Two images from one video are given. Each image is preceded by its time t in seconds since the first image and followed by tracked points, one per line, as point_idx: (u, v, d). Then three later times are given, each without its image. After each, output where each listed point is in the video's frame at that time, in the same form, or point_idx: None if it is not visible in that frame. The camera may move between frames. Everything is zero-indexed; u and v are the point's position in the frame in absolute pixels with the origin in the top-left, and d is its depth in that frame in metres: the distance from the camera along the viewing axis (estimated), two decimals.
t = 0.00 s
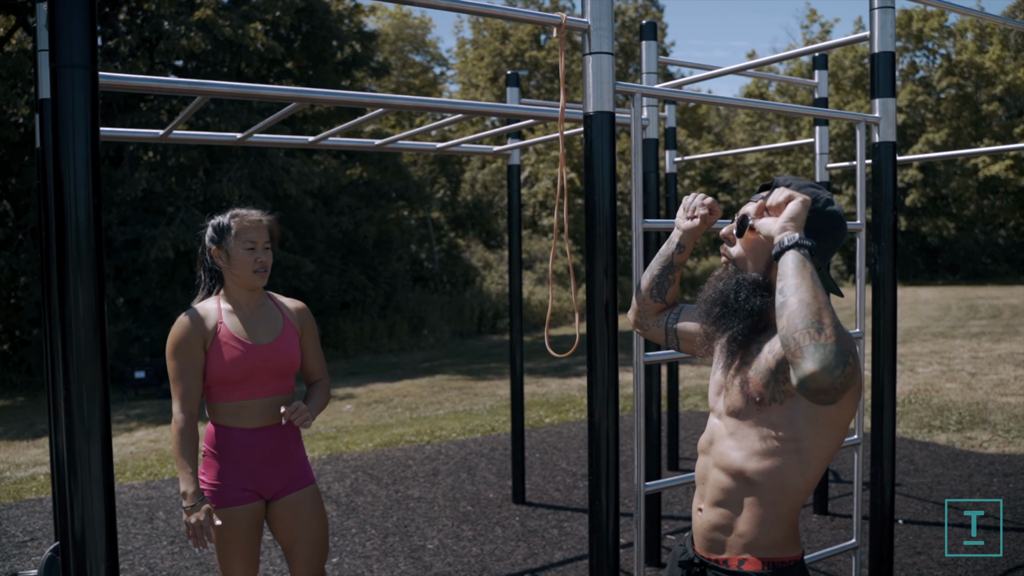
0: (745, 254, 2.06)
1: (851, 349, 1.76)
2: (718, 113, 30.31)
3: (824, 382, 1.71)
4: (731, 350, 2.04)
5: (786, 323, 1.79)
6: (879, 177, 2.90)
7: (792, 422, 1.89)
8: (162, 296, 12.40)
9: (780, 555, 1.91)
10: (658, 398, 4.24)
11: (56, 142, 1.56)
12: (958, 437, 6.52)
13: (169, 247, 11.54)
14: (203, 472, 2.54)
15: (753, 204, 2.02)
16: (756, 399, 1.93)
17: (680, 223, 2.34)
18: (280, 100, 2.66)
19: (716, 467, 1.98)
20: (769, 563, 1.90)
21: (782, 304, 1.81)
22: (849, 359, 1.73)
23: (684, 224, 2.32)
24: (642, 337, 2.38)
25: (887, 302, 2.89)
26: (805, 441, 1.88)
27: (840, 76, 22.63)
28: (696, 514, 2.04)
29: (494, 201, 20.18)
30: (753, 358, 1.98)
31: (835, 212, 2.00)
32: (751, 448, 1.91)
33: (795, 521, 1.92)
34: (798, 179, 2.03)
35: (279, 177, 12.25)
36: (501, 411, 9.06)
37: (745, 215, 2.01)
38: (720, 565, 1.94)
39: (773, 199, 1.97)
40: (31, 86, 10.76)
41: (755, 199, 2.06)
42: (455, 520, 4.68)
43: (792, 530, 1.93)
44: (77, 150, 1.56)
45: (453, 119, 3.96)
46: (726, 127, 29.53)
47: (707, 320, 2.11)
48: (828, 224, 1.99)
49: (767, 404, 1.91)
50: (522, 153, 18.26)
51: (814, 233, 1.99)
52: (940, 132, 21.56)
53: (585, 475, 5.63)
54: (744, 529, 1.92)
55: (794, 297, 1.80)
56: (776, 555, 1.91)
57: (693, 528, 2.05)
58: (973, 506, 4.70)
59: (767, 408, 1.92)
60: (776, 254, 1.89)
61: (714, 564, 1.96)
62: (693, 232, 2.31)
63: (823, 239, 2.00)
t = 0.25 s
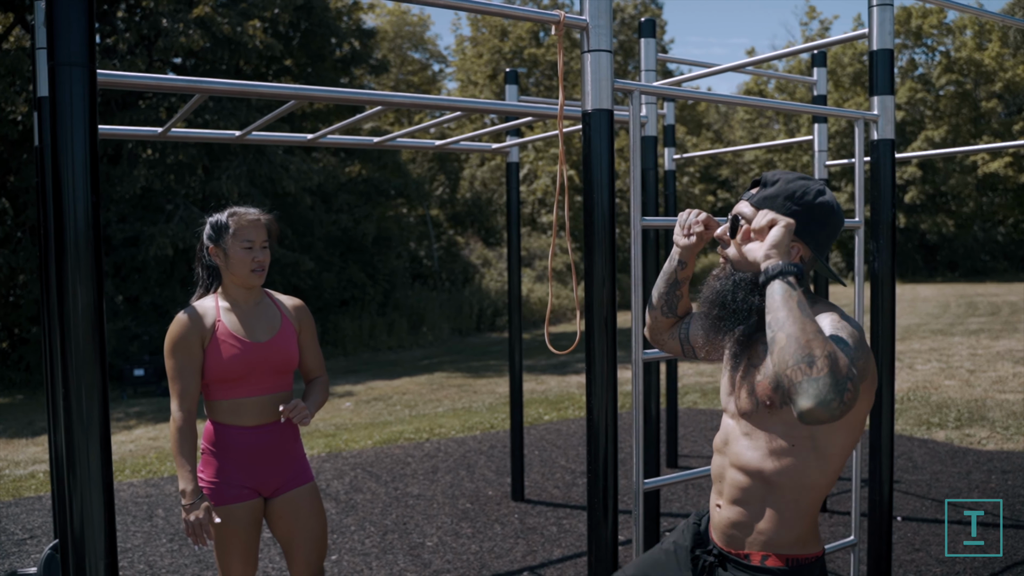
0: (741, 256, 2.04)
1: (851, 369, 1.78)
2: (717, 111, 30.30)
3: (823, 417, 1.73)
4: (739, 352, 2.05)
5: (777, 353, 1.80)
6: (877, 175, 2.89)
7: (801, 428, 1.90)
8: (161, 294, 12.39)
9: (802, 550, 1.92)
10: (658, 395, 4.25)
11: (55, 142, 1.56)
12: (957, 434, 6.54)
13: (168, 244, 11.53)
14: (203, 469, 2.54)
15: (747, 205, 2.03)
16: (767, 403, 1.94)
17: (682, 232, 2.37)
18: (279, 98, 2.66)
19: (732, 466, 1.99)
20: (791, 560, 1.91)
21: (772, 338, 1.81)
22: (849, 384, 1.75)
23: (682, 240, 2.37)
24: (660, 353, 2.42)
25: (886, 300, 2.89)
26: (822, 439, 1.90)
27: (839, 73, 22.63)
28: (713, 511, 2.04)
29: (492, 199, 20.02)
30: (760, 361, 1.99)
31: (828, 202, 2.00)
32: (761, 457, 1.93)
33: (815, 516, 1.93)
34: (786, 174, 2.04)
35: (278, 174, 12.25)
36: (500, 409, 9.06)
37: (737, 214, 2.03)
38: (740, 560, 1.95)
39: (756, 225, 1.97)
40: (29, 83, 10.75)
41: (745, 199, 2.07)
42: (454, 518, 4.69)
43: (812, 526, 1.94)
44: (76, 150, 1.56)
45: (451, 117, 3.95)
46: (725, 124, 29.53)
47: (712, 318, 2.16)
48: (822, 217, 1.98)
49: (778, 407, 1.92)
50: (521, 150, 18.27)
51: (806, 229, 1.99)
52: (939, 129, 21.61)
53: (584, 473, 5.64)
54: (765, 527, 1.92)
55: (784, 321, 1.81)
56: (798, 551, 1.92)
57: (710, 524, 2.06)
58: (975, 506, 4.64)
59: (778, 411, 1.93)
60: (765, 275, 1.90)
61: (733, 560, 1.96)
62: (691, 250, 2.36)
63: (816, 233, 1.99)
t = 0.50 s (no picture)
0: (725, 257, 2.08)
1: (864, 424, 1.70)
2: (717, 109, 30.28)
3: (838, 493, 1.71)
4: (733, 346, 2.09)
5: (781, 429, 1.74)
6: (877, 172, 2.89)
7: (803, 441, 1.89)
8: (160, 291, 12.39)
9: (808, 551, 1.93)
10: (657, 393, 4.25)
11: (54, 138, 1.56)
12: (956, 432, 6.54)
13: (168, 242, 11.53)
14: (201, 467, 2.53)
15: (729, 207, 2.06)
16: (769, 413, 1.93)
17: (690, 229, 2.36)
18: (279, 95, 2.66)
19: (739, 465, 1.98)
20: (796, 558, 1.92)
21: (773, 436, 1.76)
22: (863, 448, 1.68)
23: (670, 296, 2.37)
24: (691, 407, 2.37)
25: (886, 298, 2.88)
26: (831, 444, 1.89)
27: (839, 71, 22.61)
28: (723, 505, 2.04)
29: (492, 197, 19.93)
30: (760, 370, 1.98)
31: (810, 198, 2.01)
32: (764, 461, 1.92)
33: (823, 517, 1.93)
34: (768, 175, 2.06)
35: (278, 172, 12.25)
36: (499, 407, 9.07)
37: (721, 218, 2.07)
38: (746, 552, 1.95)
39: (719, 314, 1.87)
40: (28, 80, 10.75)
41: (727, 202, 2.11)
42: (454, 515, 4.69)
43: (819, 527, 1.94)
44: (75, 148, 1.56)
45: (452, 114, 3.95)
46: (725, 123, 29.52)
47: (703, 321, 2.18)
48: (803, 217, 2.00)
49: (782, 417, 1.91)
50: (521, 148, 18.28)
51: (786, 226, 2.00)
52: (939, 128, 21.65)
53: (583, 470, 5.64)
54: (773, 524, 1.92)
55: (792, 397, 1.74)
56: (803, 550, 1.92)
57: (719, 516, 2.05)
58: (974, 506, 4.61)
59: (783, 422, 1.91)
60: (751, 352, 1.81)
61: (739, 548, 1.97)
62: (681, 313, 2.36)
63: (795, 232, 2.01)
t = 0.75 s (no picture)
0: (711, 264, 2.10)
1: (862, 448, 1.72)
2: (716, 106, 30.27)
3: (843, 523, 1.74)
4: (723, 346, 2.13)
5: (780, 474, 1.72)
6: (878, 169, 2.88)
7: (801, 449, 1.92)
8: (161, 289, 12.38)
9: (807, 550, 1.95)
10: (657, 391, 4.24)
11: (52, 135, 1.55)
12: (956, 430, 6.54)
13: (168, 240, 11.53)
14: (201, 464, 2.53)
15: (716, 214, 2.06)
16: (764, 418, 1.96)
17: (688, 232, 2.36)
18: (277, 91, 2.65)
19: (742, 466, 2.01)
20: (796, 557, 1.94)
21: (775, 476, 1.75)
22: (864, 475, 1.71)
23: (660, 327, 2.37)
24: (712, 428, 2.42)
25: (887, 295, 2.88)
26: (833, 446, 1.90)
27: (839, 69, 22.62)
28: (727, 503, 2.08)
29: (492, 195, 19.96)
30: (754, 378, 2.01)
31: (796, 205, 2.01)
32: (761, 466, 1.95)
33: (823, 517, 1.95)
34: (753, 181, 2.07)
35: (278, 170, 12.25)
36: (499, 404, 9.07)
37: (708, 224, 2.08)
38: (747, 548, 1.99)
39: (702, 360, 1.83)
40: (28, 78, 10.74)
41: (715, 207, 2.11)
42: (454, 513, 4.68)
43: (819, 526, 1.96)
44: (74, 146, 1.55)
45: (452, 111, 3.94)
46: (725, 120, 29.51)
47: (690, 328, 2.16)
48: (791, 222, 2.01)
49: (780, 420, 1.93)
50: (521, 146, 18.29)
51: (775, 233, 2.01)
52: (939, 126, 21.75)
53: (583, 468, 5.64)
54: (775, 522, 1.95)
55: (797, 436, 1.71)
56: (805, 550, 1.96)
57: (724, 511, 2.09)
58: (974, 506, 4.57)
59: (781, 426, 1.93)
60: (736, 407, 1.74)
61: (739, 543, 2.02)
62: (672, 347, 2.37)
63: (782, 239, 2.02)
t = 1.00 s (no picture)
0: (712, 243, 2.09)
1: (854, 439, 1.70)
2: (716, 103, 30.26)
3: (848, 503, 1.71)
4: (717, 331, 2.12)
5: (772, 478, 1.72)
6: (879, 166, 2.88)
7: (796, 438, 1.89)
8: (160, 286, 12.38)
9: (807, 534, 1.90)
10: (658, 387, 4.24)
11: (52, 129, 1.55)
12: (956, 427, 6.54)
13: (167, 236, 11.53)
14: (201, 460, 2.53)
15: (720, 194, 2.06)
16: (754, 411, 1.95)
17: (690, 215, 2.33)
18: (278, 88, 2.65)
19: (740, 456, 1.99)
20: (795, 542, 1.90)
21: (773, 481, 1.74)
22: (860, 469, 1.69)
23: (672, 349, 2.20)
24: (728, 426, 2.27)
25: (887, 292, 2.87)
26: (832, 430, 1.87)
27: (839, 66, 22.59)
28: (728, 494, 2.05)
29: (492, 191, 20.22)
30: (747, 366, 1.99)
31: (802, 190, 2.01)
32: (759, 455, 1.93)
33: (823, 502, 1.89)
34: (763, 163, 2.06)
35: (278, 166, 12.24)
36: (499, 400, 9.08)
37: (710, 203, 2.07)
38: (748, 540, 1.95)
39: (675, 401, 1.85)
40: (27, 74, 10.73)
41: (719, 188, 2.10)
42: (454, 509, 4.68)
43: (819, 510, 1.90)
44: (74, 140, 1.55)
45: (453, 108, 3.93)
46: (726, 117, 29.49)
47: (686, 308, 2.15)
48: (796, 207, 2.00)
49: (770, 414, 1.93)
50: (521, 142, 18.28)
51: (777, 217, 2.00)
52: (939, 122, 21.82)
53: (584, 464, 5.64)
54: (771, 511, 1.92)
55: (788, 447, 1.70)
56: (802, 534, 1.90)
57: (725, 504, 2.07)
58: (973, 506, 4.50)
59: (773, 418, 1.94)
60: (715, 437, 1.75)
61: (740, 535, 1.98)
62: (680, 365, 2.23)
63: (785, 224, 2.01)
